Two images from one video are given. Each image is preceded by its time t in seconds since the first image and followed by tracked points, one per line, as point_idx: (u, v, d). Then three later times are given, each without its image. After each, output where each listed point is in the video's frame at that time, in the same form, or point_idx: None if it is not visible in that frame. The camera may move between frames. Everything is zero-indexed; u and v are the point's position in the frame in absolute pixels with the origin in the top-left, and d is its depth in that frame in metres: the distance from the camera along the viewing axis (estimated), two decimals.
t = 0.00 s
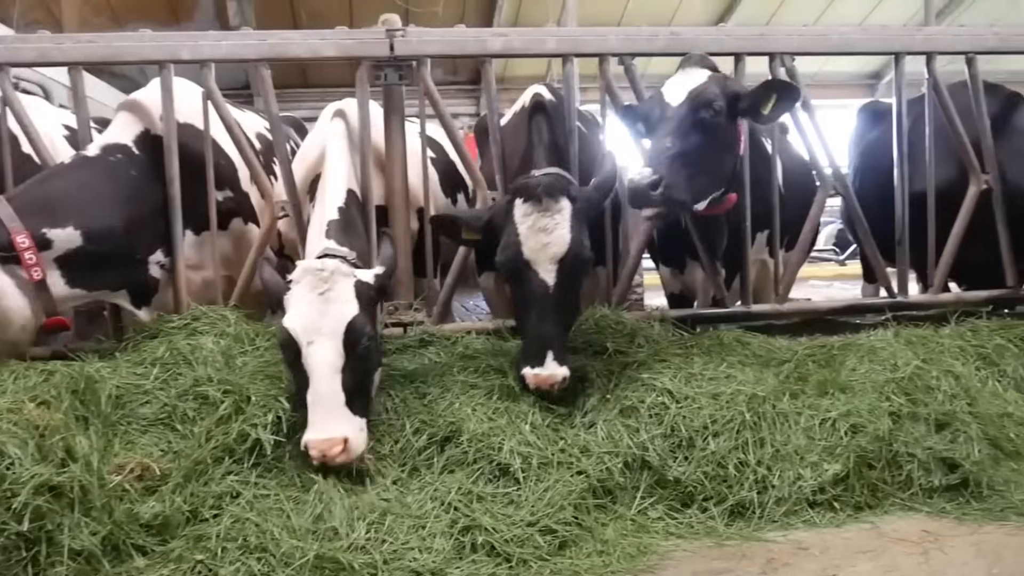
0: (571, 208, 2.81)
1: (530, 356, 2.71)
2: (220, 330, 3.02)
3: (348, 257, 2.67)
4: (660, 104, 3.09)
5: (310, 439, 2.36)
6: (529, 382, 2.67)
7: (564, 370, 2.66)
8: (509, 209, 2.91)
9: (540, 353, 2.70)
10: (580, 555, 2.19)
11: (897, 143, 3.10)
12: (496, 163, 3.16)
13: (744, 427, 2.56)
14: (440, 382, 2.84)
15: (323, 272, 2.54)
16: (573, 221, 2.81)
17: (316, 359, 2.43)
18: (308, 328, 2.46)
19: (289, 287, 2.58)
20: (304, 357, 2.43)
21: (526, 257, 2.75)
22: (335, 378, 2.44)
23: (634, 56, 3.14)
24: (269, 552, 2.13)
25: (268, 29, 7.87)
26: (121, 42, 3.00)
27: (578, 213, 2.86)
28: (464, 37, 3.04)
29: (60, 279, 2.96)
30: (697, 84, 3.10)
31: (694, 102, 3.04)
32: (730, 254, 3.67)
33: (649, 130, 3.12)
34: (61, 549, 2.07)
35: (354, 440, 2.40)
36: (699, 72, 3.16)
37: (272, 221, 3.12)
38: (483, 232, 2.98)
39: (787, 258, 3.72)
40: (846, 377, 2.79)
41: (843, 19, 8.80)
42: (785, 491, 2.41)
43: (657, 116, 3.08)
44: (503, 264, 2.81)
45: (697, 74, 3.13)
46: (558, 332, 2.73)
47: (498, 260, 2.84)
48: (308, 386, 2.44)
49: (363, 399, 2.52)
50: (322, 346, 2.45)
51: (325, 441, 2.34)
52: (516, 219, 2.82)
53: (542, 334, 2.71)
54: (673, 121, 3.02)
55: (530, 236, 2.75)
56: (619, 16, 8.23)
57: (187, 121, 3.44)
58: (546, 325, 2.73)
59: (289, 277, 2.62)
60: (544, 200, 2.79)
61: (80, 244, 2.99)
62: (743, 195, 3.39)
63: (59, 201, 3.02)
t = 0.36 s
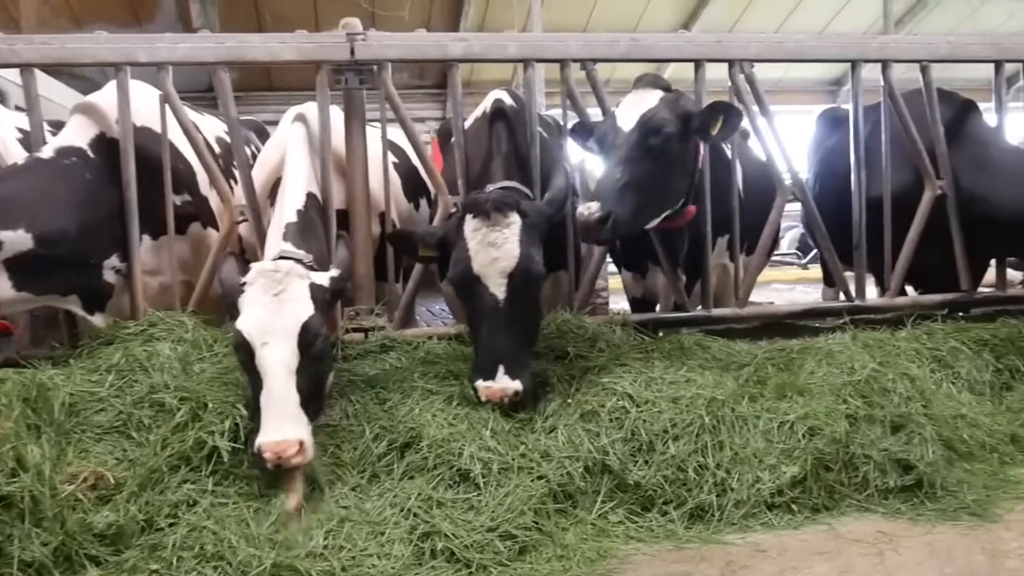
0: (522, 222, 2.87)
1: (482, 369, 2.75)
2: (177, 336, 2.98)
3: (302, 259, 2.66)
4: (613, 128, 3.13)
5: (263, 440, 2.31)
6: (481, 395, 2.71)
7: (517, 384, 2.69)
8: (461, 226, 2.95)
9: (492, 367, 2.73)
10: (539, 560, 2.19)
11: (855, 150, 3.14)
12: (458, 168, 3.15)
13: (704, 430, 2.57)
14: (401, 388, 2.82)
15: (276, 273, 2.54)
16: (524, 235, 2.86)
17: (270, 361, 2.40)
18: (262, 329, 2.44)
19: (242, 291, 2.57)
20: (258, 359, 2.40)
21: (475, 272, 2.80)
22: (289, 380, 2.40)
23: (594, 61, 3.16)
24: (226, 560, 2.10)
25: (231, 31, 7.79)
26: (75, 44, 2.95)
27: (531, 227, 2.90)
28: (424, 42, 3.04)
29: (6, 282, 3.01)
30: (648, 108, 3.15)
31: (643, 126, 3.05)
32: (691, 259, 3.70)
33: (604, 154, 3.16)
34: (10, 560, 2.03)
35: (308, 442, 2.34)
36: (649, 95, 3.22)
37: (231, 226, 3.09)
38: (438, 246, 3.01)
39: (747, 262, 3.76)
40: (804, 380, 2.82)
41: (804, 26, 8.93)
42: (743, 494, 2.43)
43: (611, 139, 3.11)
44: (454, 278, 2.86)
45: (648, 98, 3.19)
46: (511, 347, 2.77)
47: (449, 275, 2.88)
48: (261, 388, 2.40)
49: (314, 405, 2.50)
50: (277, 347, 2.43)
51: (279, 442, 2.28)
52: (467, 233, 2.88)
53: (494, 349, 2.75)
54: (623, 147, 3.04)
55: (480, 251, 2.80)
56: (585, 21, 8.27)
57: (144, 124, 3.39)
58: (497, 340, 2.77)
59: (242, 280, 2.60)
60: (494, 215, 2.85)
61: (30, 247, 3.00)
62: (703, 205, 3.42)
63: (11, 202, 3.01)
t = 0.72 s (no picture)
0: (481, 228, 2.85)
1: (441, 375, 2.74)
2: (131, 340, 2.93)
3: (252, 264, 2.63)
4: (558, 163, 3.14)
5: (205, 452, 2.31)
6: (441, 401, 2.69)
7: (477, 390, 2.68)
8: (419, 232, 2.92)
9: (451, 372, 2.73)
10: (498, 563, 2.17)
11: (811, 153, 3.17)
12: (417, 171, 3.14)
13: (662, 431, 2.58)
14: (358, 392, 2.80)
15: (223, 280, 2.50)
16: (484, 242, 2.85)
17: (214, 370, 2.39)
18: (206, 338, 2.41)
19: (190, 295, 2.52)
20: (202, 369, 2.38)
21: (435, 278, 2.79)
22: (232, 391, 2.39)
23: (552, 63, 3.16)
24: (179, 568, 2.06)
25: (190, 30, 7.68)
26: (24, 42, 2.88)
27: (489, 231, 2.90)
28: (382, 43, 3.02)
29: None
30: (592, 142, 3.10)
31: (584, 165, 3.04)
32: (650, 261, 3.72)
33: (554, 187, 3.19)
34: None
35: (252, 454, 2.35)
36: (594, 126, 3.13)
37: (185, 229, 3.04)
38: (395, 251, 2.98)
39: (706, 264, 3.80)
40: (761, 380, 2.84)
41: (765, 30, 9.04)
42: (702, 494, 2.43)
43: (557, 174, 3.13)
44: (413, 285, 2.84)
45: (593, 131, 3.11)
46: (470, 354, 2.77)
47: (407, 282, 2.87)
48: (205, 398, 2.39)
49: (263, 412, 2.47)
50: (220, 357, 2.40)
51: (220, 455, 2.29)
52: (426, 240, 2.85)
53: (453, 355, 2.75)
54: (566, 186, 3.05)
55: (439, 257, 2.79)
56: (548, 23, 8.29)
57: (96, 124, 3.33)
58: (457, 346, 2.76)
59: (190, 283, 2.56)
60: (453, 222, 2.83)
61: None
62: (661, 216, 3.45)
63: None
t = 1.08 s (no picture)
0: (440, 218, 2.85)
1: (393, 366, 2.71)
2: (87, 342, 2.87)
3: (208, 260, 2.59)
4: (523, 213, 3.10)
5: (161, 449, 2.25)
6: (391, 390, 2.66)
7: (427, 379, 2.66)
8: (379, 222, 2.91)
9: (403, 361, 2.70)
10: (459, 565, 2.16)
11: (772, 153, 3.19)
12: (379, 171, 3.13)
13: (625, 431, 2.58)
14: (319, 393, 2.77)
15: (179, 274, 2.46)
16: (441, 230, 2.85)
17: (171, 364, 2.33)
18: (163, 331, 2.37)
19: (145, 290, 2.48)
20: (158, 363, 2.33)
21: (390, 265, 2.77)
22: (190, 385, 2.34)
23: (515, 63, 3.16)
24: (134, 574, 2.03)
25: (153, 27, 7.57)
26: None
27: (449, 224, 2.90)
28: (343, 41, 3.00)
29: None
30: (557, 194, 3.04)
31: (550, 218, 3.00)
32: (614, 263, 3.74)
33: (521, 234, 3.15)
34: None
35: (208, 450, 2.30)
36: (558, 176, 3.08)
37: (143, 228, 2.99)
38: (359, 246, 2.94)
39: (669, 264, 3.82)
40: (723, 380, 2.85)
41: (731, 33, 9.12)
42: (663, 494, 2.44)
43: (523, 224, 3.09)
44: (370, 275, 2.82)
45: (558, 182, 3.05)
46: (425, 344, 2.73)
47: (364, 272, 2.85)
48: (161, 393, 2.34)
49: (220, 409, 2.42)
50: (178, 350, 2.36)
51: (176, 451, 2.24)
52: (384, 228, 2.85)
53: (405, 344, 2.72)
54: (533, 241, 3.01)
55: (396, 244, 2.78)
56: (516, 23, 8.28)
57: (50, 121, 3.26)
58: (409, 336, 2.72)
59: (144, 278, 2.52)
60: (410, 210, 2.84)
61: None
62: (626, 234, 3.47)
63: None
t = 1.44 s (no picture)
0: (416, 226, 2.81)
1: (361, 375, 2.65)
2: (48, 349, 2.82)
3: (173, 267, 2.55)
4: (514, 259, 3.01)
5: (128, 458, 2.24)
6: (357, 402, 2.60)
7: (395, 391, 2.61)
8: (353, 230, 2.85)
9: (372, 370, 2.65)
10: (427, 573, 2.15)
11: (740, 159, 3.21)
12: (346, 177, 3.11)
13: (593, 436, 2.57)
14: (286, 401, 2.75)
15: (145, 281, 2.40)
16: (417, 239, 2.80)
17: (137, 372, 2.29)
18: (128, 338, 2.32)
19: (107, 295, 2.42)
20: (123, 370, 2.29)
21: (362, 271, 2.72)
22: (156, 394, 2.31)
23: (483, 69, 3.16)
24: None
25: (120, 31, 7.48)
26: None
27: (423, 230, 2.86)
28: (309, 45, 2.99)
29: None
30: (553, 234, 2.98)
31: (548, 260, 2.96)
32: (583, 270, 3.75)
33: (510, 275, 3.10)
34: None
35: (175, 458, 2.28)
36: (547, 216, 2.98)
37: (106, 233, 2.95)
38: (332, 249, 2.89)
39: (637, 269, 3.83)
40: (691, 385, 2.86)
41: (701, 40, 9.19)
42: (631, 499, 2.44)
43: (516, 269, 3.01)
44: (341, 280, 2.77)
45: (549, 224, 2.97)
46: (394, 351, 2.68)
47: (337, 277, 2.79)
48: (126, 401, 2.30)
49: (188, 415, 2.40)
50: (144, 358, 2.32)
51: (145, 459, 2.22)
52: (359, 233, 2.80)
53: (374, 351, 2.66)
54: (535, 286, 2.96)
55: (370, 250, 2.73)
56: (487, 29, 8.28)
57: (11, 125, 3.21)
58: (378, 342, 2.67)
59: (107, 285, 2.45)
60: (387, 216, 2.79)
61: None
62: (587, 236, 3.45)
63: None
